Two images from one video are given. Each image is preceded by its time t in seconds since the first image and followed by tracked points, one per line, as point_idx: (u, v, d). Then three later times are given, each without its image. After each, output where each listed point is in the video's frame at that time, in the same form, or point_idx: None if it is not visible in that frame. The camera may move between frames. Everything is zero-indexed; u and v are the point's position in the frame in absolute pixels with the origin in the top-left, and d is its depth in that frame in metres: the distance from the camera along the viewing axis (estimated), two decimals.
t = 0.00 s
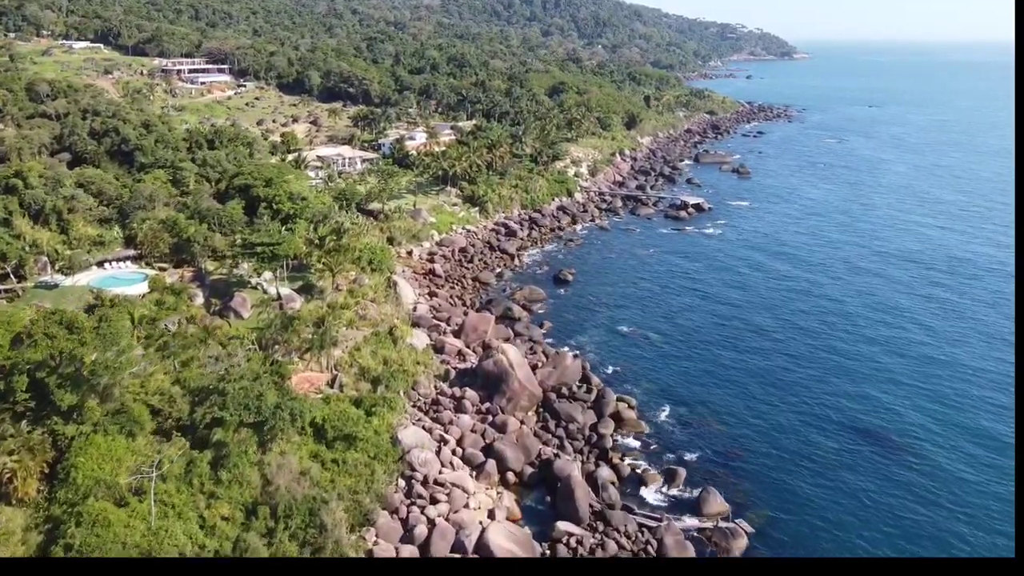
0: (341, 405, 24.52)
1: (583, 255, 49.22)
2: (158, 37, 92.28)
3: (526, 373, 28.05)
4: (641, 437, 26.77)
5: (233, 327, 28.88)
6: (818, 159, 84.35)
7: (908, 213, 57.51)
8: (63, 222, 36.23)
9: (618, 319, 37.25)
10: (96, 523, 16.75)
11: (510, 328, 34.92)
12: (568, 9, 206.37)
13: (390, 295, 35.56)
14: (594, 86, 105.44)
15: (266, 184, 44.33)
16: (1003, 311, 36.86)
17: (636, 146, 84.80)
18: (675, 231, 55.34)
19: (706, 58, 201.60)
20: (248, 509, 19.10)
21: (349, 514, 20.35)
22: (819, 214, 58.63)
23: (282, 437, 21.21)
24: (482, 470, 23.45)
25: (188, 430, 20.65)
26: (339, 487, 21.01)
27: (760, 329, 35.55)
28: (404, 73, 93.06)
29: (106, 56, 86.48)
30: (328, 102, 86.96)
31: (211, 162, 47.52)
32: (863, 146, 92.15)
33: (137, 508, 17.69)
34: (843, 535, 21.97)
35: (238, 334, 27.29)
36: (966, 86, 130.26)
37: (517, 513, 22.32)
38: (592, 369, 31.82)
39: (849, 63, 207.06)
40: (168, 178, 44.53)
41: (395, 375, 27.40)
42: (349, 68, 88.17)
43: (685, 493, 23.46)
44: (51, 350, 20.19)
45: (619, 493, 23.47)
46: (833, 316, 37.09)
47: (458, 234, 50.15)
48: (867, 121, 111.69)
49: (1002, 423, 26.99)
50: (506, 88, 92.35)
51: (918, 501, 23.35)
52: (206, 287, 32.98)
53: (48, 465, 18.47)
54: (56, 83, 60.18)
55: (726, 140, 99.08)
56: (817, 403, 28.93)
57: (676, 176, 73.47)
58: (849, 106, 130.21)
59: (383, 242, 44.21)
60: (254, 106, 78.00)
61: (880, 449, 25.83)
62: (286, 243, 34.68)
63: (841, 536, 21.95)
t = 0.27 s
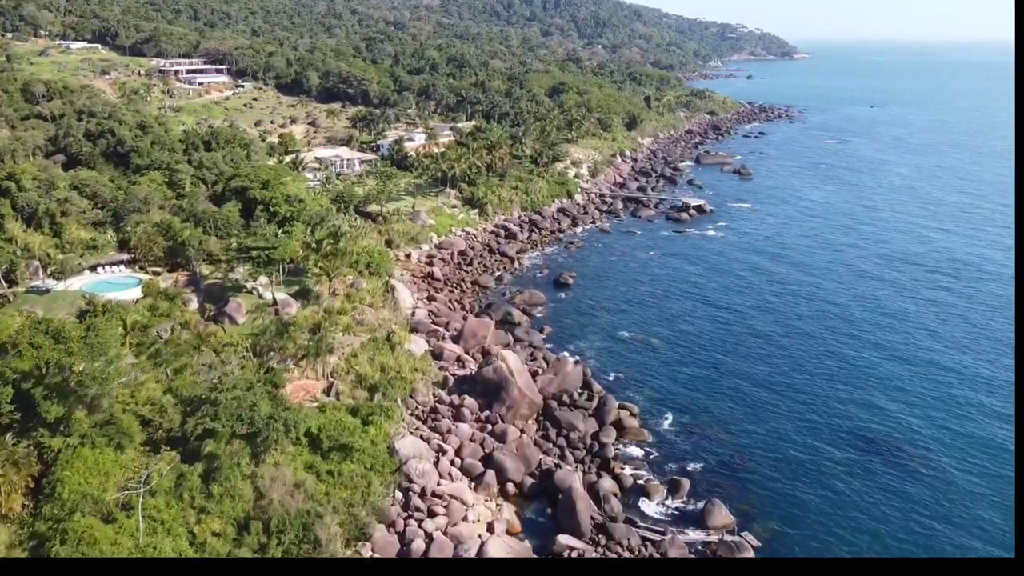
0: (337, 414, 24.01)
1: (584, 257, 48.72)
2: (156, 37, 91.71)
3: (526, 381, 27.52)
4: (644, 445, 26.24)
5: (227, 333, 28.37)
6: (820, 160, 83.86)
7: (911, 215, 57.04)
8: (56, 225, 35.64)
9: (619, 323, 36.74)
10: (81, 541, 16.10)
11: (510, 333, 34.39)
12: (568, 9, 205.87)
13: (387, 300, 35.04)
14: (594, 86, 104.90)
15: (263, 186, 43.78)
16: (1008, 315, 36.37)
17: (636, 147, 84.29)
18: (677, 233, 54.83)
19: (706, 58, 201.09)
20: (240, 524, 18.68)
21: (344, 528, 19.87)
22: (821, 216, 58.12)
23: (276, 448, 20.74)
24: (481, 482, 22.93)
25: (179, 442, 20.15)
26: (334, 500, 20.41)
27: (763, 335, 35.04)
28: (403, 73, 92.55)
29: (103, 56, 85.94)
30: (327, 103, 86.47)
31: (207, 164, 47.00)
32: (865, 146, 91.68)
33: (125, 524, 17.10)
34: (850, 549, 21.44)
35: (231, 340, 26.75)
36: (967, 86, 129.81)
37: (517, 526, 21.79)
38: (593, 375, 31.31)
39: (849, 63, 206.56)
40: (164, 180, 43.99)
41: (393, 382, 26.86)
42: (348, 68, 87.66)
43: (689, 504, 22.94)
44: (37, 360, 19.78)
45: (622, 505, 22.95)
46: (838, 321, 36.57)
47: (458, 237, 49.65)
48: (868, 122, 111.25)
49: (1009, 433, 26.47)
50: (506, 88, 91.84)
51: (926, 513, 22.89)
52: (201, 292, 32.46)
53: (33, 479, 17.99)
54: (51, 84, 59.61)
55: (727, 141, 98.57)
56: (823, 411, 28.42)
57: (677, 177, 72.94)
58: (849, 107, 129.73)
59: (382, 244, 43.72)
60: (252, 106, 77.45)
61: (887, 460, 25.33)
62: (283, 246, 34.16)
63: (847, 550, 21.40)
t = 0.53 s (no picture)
0: (333, 423, 23.47)
1: (584, 260, 48.16)
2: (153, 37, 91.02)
3: (527, 388, 26.99)
4: (647, 454, 25.70)
5: (222, 340, 27.83)
6: (821, 161, 83.28)
7: (915, 217, 56.47)
8: (49, 229, 34.99)
9: (621, 328, 36.20)
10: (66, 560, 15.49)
11: (510, 338, 33.86)
12: (569, 9, 205.20)
13: (385, 305, 34.49)
14: (595, 87, 104.28)
15: (260, 188, 43.15)
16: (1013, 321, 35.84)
17: (637, 148, 83.67)
18: (678, 235, 54.29)
19: (707, 59, 200.45)
20: (231, 540, 18.28)
21: (339, 543, 19.44)
22: (824, 219, 57.59)
23: (270, 460, 20.21)
24: (480, 493, 22.41)
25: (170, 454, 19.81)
26: (328, 513, 20.10)
27: (767, 340, 34.52)
28: (403, 74, 91.98)
29: (101, 56, 85.38)
30: (325, 103, 85.91)
31: (203, 165, 46.44)
32: (867, 147, 91.14)
33: (112, 541, 16.56)
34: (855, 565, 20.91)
35: (225, 347, 26.21)
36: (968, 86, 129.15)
37: (517, 539, 21.24)
38: (594, 381, 30.75)
39: (850, 63, 205.86)
40: (159, 183, 43.42)
41: (390, 390, 26.32)
42: (347, 68, 87.12)
43: (694, 516, 22.38)
44: (24, 371, 19.33)
45: (625, 517, 22.40)
46: (843, 326, 36.03)
47: (457, 240, 49.10)
48: (869, 122, 110.63)
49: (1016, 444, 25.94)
50: (506, 89, 91.24)
51: (932, 528, 22.36)
52: (196, 297, 31.90)
53: (18, 494, 17.42)
54: (47, 85, 58.99)
55: (728, 142, 98.01)
56: (829, 419, 27.90)
57: (678, 178, 72.37)
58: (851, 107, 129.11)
59: (380, 248, 43.18)
60: (250, 107, 76.84)
61: (896, 470, 24.82)
62: (279, 250, 33.64)
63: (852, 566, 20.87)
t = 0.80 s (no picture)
0: (329, 433, 22.94)
1: (585, 264, 47.63)
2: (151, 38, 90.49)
3: (527, 396, 26.45)
4: (649, 464, 25.19)
5: (216, 346, 27.32)
6: (823, 162, 82.76)
7: (918, 219, 55.94)
8: (42, 232, 34.43)
9: (622, 333, 35.67)
10: None
11: (509, 344, 33.32)
12: (569, 10, 204.69)
13: (383, 309, 33.95)
14: (595, 88, 103.75)
15: (257, 190, 42.61)
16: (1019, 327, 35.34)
17: (638, 149, 83.13)
18: (679, 238, 53.82)
19: (707, 59, 199.93)
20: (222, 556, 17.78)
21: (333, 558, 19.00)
22: (826, 221, 57.09)
23: (263, 472, 19.73)
24: (479, 505, 21.89)
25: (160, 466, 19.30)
26: (324, 527, 19.64)
27: (771, 346, 34.02)
28: (402, 74, 91.45)
29: (98, 56, 84.85)
30: (324, 104, 85.37)
31: (200, 167, 45.89)
32: (869, 148, 90.62)
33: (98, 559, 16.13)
34: None
35: (218, 354, 25.68)
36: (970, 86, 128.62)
37: (517, 553, 20.72)
38: (596, 388, 30.21)
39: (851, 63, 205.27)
40: (155, 185, 42.90)
41: (387, 398, 25.79)
42: (346, 69, 86.60)
43: (698, 530, 21.85)
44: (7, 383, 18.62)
45: (627, 530, 21.88)
46: (848, 332, 35.52)
47: (456, 242, 48.57)
48: (871, 123, 110.10)
49: None
50: (506, 90, 90.73)
51: (940, 542, 21.85)
52: (190, 302, 31.38)
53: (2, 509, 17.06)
54: (43, 86, 58.49)
55: (729, 143, 97.47)
56: (836, 427, 27.40)
57: (679, 180, 71.83)
58: (852, 108, 128.58)
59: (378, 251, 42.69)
60: (248, 108, 76.31)
61: (904, 480, 24.37)
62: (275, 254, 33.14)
63: None
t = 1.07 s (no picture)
0: (324, 442, 22.41)
1: (586, 267, 47.12)
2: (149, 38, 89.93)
3: (527, 404, 25.92)
4: (652, 474, 24.66)
5: (210, 354, 26.79)
6: (825, 164, 82.30)
7: (922, 222, 55.45)
8: (34, 235, 33.87)
9: (624, 338, 35.17)
10: None
11: (509, 350, 32.80)
12: (569, 10, 204.18)
13: (381, 314, 33.44)
14: (595, 88, 103.27)
15: (253, 193, 42.06)
16: None
17: (638, 150, 82.64)
18: (681, 241, 53.33)
19: (707, 60, 199.49)
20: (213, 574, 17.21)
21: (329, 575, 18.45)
22: (829, 224, 56.59)
23: (256, 484, 19.22)
24: (478, 518, 21.35)
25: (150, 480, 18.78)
26: (318, 543, 19.07)
27: (776, 352, 33.51)
28: (401, 75, 90.89)
29: (95, 57, 84.28)
30: (322, 105, 84.81)
31: (196, 169, 45.34)
32: (870, 150, 90.12)
33: None
34: None
35: (211, 361, 25.15)
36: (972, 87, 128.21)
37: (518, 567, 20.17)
38: (597, 395, 29.69)
39: (851, 63, 204.84)
40: (150, 188, 42.35)
41: (385, 407, 25.27)
42: (345, 69, 86.06)
43: (703, 543, 21.32)
44: None
45: (630, 544, 21.35)
46: (853, 337, 35.02)
47: (455, 245, 48.06)
48: (872, 124, 109.65)
49: None
50: (506, 90, 90.27)
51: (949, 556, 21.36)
52: (184, 307, 30.83)
53: None
54: (38, 87, 57.94)
55: (730, 143, 96.98)
56: (843, 436, 26.89)
57: (681, 181, 71.34)
58: (853, 109, 128.10)
59: (376, 254, 42.20)
60: (246, 109, 75.79)
61: (913, 491, 23.90)
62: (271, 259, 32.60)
63: None
